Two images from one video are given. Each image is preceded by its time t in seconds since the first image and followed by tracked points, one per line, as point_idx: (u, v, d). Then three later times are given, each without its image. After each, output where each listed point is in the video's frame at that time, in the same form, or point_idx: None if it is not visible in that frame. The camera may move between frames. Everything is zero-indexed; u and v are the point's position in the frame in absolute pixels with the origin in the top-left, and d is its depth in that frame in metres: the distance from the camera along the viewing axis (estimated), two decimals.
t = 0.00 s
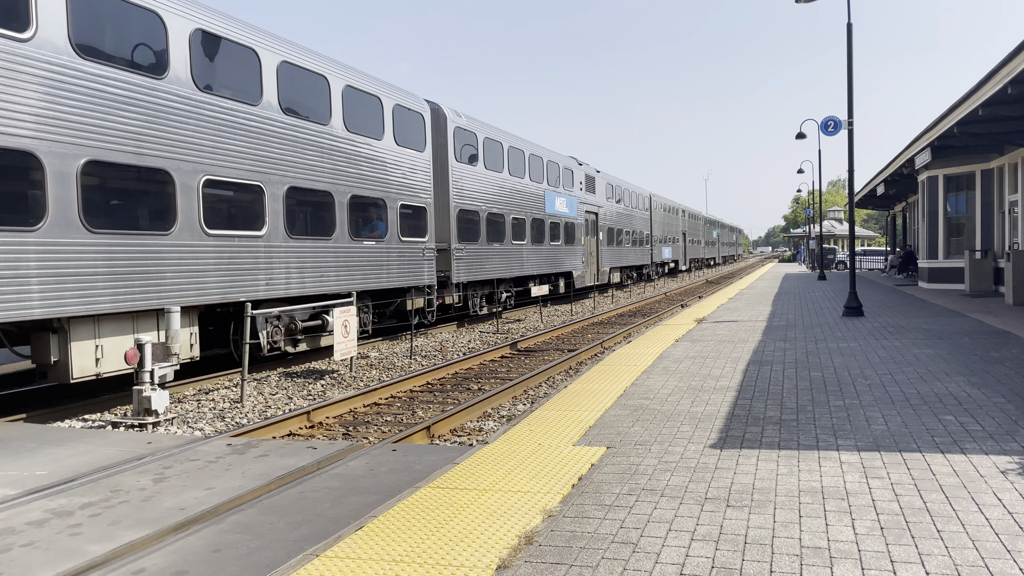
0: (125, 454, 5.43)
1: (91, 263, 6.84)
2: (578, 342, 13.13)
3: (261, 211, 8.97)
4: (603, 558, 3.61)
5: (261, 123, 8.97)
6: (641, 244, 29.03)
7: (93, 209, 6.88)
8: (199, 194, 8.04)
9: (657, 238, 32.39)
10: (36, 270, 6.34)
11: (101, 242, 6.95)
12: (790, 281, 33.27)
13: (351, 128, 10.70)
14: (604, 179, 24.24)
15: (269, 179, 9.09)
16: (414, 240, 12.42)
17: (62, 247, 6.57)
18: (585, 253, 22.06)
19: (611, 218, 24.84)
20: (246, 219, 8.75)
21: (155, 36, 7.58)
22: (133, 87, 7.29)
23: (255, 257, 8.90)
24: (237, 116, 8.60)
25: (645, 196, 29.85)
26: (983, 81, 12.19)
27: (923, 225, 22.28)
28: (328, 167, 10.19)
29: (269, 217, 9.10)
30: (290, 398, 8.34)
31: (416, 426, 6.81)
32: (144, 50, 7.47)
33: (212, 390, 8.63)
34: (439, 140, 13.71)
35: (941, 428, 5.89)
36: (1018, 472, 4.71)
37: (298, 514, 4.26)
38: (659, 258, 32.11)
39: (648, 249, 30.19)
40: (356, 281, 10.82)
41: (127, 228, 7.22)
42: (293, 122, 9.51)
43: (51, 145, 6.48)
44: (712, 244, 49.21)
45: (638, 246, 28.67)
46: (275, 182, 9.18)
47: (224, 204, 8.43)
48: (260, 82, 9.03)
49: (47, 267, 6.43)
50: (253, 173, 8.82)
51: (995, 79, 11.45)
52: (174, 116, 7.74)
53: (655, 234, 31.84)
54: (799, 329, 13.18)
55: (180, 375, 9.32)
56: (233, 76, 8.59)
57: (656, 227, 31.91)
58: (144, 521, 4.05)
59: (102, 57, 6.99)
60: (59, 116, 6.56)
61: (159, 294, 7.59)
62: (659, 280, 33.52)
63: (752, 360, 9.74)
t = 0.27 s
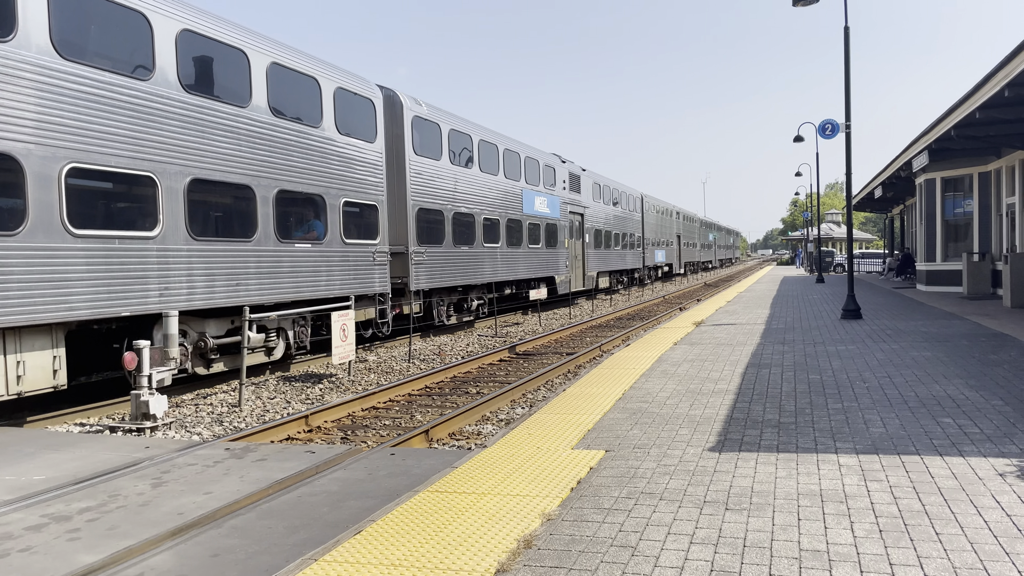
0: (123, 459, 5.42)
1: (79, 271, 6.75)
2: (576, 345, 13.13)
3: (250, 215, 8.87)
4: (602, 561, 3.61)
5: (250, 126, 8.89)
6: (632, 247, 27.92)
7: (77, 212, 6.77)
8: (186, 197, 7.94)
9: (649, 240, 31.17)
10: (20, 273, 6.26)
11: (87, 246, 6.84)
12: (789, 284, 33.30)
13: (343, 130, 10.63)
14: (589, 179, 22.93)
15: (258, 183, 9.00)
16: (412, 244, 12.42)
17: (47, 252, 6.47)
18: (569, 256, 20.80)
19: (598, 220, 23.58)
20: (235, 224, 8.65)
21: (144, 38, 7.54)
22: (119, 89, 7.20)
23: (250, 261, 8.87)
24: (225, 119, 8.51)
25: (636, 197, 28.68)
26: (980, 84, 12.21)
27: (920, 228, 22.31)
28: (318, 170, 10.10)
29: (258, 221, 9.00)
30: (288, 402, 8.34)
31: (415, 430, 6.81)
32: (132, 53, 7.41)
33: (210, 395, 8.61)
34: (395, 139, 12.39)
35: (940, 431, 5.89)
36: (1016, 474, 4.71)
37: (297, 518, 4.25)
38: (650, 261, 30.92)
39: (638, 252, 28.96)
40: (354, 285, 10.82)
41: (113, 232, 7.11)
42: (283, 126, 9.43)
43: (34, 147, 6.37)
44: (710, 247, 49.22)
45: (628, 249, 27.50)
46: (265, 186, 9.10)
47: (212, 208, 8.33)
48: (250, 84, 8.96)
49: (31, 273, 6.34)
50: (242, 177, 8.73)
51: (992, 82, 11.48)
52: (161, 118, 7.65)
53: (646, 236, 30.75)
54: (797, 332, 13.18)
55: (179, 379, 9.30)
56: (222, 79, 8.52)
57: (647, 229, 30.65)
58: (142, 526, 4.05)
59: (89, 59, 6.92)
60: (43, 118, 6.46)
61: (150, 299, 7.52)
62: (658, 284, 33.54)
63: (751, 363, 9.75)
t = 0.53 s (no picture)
0: (120, 464, 5.40)
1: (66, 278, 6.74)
2: (574, 348, 13.12)
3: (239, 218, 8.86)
4: (601, 565, 3.60)
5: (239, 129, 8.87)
6: (620, 250, 26.81)
7: (64, 215, 6.75)
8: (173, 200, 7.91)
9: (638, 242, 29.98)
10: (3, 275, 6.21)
11: (74, 250, 6.82)
12: (786, 286, 33.34)
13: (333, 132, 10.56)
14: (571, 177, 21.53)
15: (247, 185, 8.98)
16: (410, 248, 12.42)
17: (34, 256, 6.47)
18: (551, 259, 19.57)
19: (580, 221, 22.32)
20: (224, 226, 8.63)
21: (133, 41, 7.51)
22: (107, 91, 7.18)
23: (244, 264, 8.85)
24: (213, 121, 8.48)
25: (625, 197, 27.57)
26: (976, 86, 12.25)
27: (918, 230, 22.35)
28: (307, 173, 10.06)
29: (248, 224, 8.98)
30: (286, 407, 8.32)
31: (413, 433, 6.80)
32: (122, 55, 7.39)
33: (207, 399, 8.59)
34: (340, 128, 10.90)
35: (938, 433, 5.90)
36: (1015, 476, 4.72)
37: (295, 523, 4.24)
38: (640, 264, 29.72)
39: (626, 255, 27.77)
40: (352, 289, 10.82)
41: (100, 235, 7.09)
42: (272, 128, 9.40)
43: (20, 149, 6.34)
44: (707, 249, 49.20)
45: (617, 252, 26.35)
46: (254, 188, 9.08)
47: (201, 210, 8.30)
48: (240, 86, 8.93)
49: (14, 276, 6.30)
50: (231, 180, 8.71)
51: (988, 85, 11.52)
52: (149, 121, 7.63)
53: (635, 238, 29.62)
54: (795, 334, 13.19)
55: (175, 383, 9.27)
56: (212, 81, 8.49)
57: (636, 230, 29.49)
58: (139, 531, 4.03)
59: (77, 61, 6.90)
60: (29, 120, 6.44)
61: (140, 304, 7.50)
62: (655, 287, 33.57)
63: (749, 366, 9.75)
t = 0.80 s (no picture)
0: (119, 468, 5.39)
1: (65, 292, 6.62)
2: (573, 351, 13.11)
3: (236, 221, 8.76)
4: (600, 568, 3.59)
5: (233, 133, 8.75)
6: (613, 253, 25.48)
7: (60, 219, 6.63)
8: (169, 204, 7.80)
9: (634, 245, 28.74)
10: None
11: (79, 256, 6.76)
12: (785, 289, 33.35)
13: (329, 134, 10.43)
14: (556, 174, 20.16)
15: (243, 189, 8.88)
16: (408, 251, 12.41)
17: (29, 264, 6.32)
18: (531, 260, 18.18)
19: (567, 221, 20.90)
20: (220, 230, 8.51)
21: (130, 45, 7.44)
22: (100, 94, 7.07)
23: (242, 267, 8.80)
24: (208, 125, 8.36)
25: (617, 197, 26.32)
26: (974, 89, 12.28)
27: (916, 232, 22.37)
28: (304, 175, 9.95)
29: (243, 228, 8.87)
30: (285, 410, 8.31)
31: (411, 437, 6.79)
32: (120, 61, 7.31)
33: (206, 403, 8.58)
34: (272, 112, 9.64)
35: (937, 435, 5.90)
36: (1014, 478, 4.72)
37: (294, 527, 4.23)
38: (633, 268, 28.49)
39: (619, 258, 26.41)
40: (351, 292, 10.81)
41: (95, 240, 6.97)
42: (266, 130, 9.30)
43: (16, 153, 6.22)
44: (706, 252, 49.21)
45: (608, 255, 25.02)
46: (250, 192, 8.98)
47: (199, 214, 8.23)
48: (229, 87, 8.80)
49: (18, 285, 6.22)
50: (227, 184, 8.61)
51: (986, 87, 11.54)
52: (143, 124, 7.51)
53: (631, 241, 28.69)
54: (794, 337, 13.20)
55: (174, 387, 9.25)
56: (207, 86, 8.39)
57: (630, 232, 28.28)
58: (138, 535, 4.02)
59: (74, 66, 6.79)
60: (26, 124, 6.32)
61: (142, 308, 7.46)
62: (654, 289, 33.58)
63: (748, 368, 9.75)
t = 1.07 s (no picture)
0: (118, 471, 5.39)
1: (49, 296, 6.65)
2: (572, 354, 13.11)
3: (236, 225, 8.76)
4: (600, 571, 3.59)
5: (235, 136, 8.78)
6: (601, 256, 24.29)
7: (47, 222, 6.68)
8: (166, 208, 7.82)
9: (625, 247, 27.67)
10: None
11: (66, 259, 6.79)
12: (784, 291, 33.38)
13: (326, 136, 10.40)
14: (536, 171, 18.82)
15: (244, 192, 8.89)
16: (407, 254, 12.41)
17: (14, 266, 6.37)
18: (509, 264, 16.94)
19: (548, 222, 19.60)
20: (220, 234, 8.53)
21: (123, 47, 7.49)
22: (94, 98, 7.12)
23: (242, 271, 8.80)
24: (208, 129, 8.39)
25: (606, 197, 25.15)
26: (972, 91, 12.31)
27: (914, 233, 22.40)
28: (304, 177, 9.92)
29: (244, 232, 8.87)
30: (284, 413, 8.31)
31: (411, 440, 6.79)
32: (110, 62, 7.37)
33: (205, 406, 8.57)
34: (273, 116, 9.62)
35: (936, 437, 5.90)
36: (1013, 480, 4.72)
37: (293, 530, 4.22)
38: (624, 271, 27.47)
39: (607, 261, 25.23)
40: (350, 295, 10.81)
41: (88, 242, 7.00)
42: (266, 133, 9.32)
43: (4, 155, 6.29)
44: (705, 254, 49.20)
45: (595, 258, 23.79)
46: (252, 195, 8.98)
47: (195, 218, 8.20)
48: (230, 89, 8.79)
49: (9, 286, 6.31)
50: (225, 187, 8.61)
51: (983, 89, 11.58)
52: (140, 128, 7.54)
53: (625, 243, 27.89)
54: (793, 339, 13.21)
55: (173, 391, 9.24)
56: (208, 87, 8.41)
57: (621, 233, 27.12)
58: (137, 539, 4.02)
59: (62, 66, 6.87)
60: (17, 127, 6.41)
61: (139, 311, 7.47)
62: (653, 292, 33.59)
63: (747, 370, 9.75)
